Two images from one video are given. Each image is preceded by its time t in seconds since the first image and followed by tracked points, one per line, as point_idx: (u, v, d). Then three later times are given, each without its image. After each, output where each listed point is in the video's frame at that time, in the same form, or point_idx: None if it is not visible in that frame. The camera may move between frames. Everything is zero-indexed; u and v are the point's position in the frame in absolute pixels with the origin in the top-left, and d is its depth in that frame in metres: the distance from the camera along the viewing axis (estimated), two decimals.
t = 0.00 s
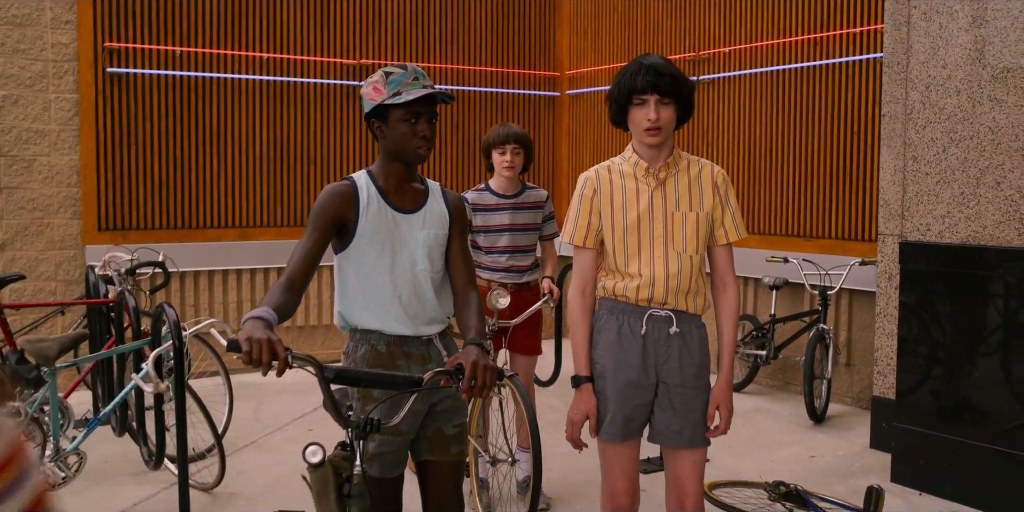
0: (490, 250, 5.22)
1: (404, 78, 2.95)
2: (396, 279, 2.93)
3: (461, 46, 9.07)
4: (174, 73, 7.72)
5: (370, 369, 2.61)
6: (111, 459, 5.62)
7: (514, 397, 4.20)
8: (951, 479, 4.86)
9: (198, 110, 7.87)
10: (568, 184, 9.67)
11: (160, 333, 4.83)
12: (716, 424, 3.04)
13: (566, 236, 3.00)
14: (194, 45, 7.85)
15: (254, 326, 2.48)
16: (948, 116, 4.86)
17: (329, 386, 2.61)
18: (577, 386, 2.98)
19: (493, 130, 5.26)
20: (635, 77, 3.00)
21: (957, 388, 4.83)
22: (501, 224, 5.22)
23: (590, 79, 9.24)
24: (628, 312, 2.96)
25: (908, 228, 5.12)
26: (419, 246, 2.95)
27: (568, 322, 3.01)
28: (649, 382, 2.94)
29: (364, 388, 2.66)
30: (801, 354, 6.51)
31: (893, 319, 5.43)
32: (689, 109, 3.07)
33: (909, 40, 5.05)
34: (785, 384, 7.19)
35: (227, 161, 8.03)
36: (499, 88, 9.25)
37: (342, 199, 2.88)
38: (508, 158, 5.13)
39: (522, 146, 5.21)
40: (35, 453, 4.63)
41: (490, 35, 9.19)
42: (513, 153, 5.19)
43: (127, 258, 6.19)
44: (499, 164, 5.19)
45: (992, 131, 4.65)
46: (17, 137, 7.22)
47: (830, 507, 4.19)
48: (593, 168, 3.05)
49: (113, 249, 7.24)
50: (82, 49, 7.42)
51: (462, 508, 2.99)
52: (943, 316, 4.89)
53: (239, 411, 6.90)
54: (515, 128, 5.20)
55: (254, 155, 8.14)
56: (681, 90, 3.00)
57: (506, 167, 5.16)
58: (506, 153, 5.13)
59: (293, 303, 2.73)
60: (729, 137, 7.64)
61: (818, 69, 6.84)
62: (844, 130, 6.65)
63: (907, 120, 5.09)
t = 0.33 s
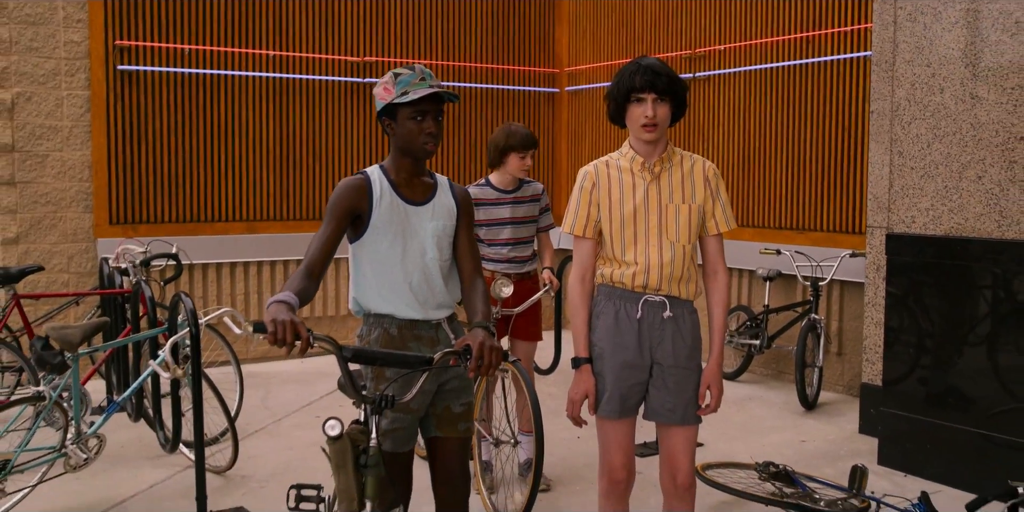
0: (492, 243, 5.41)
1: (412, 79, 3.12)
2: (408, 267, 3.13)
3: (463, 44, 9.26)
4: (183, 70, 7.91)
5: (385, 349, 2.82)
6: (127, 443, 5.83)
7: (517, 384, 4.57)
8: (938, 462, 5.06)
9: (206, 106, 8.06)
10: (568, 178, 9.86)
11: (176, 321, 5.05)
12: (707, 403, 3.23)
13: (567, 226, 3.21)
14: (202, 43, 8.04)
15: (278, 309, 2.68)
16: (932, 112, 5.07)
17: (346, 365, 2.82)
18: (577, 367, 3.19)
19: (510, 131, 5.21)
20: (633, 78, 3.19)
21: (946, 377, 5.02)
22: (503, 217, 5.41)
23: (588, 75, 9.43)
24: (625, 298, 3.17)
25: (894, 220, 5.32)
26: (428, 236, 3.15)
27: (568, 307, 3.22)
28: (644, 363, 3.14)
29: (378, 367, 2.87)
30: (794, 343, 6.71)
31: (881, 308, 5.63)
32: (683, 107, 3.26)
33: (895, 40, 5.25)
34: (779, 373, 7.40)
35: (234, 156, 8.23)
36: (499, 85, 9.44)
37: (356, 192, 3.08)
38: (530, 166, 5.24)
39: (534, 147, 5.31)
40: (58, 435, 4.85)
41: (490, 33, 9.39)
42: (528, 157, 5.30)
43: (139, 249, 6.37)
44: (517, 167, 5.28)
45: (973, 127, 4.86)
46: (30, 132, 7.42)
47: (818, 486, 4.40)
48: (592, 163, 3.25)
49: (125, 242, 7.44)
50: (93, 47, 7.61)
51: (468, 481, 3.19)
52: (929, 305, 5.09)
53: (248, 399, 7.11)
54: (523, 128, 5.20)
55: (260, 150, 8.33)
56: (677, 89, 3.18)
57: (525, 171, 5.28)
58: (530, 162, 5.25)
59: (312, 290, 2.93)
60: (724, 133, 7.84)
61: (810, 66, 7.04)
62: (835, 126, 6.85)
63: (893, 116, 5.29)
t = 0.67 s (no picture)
0: (494, 234, 5.64)
1: (420, 78, 3.32)
2: (419, 254, 3.35)
3: (465, 40, 9.47)
4: (192, 67, 8.12)
5: (399, 328, 3.04)
6: (143, 427, 6.05)
7: (519, 367, 4.84)
8: (925, 446, 5.27)
9: (215, 102, 8.27)
10: (567, 172, 10.07)
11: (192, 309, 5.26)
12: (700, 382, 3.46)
13: (568, 216, 3.43)
14: (212, 40, 8.25)
15: (301, 292, 2.89)
16: (916, 109, 5.29)
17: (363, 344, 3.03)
18: (577, 348, 3.41)
19: (527, 134, 5.37)
20: (630, 77, 3.39)
21: (934, 365, 5.23)
22: (504, 210, 5.63)
23: (588, 71, 9.65)
24: (621, 283, 3.39)
25: (881, 212, 5.55)
26: (438, 225, 3.37)
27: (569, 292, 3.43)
28: (640, 343, 3.36)
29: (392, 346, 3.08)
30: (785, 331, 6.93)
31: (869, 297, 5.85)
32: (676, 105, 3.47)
33: (882, 40, 5.46)
34: (772, 361, 7.63)
35: (242, 150, 8.45)
36: (500, 81, 9.66)
37: (371, 185, 3.30)
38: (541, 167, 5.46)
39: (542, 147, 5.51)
40: (79, 418, 5.09)
41: (492, 30, 9.60)
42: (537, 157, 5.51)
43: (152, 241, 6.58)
44: (527, 167, 5.48)
45: (956, 123, 5.08)
46: (44, 127, 7.63)
47: (806, 465, 4.62)
48: (591, 157, 3.47)
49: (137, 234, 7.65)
50: (105, 44, 7.82)
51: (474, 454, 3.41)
52: (915, 294, 5.30)
53: (257, 386, 7.33)
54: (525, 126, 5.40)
55: (268, 144, 8.55)
56: (671, 87, 3.39)
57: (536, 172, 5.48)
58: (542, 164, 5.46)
59: (330, 275, 3.15)
60: (719, 127, 8.06)
61: (803, 63, 7.25)
62: (826, 121, 7.07)
63: (880, 113, 5.51)
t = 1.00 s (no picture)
0: (496, 227, 5.86)
1: (429, 79, 3.53)
2: (428, 245, 3.57)
3: (467, 39, 9.69)
4: (202, 65, 8.34)
5: (411, 312, 3.26)
6: (158, 413, 6.28)
7: (519, 353, 5.07)
8: (910, 431, 5.49)
9: (223, 99, 8.49)
10: (567, 168, 10.29)
11: (208, 299, 5.48)
12: (691, 365, 3.68)
13: (568, 206, 3.69)
14: (220, 39, 8.46)
15: (320, 279, 3.11)
16: (901, 107, 5.52)
17: (378, 326, 3.26)
18: (574, 330, 3.66)
19: (529, 132, 5.60)
20: (617, 79, 3.59)
21: (922, 355, 5.43)
22: (506, 204, 5.86)
23: (587, 69, 9.86)
24: (616, 270, 3.63)
25: (868, 206, 5.78)
26: (446, 217, 3.60)
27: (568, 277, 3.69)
28: (632, 326, 3.60)
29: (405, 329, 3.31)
30: (777, 322, 7.16)
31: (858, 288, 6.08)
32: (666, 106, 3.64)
33: (869, 40, 5.69)
34: (765, 351, 7.86)
35: (250, 146, 8.67)
36: (501, 79, 9.87)
37: (384, 179, 3.53)
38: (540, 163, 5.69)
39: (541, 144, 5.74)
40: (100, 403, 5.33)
41: (493, 28, 9.81)
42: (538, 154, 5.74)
43: (164, 234, 6.80)
44: (529, 164, 5.71)
45: (938, 120, 5.30)
46: (58, 124, 7.84)
47: (795, 448, 4.84)
48: (592, 151, 3.73)
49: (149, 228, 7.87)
50: (117, 43, 8.03)
51: (479, 431, 3.64)
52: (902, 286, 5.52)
53: (266, 375, 7.56)
54: (525, 124, 5.62)
55: (274, 140, 8.77)
56: (653, 90, 3.54)
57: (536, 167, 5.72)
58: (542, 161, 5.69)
59: (346, 264, 3.38)
60: (714, 124, 8.29)
61: (795, 62, 7.48)
62: (817, 118, 7.29)
63: (866, 111, 5.74)
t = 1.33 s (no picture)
0: (498, 220, 6.09)
1: (439, 79, 3.76)
2: (437, 235, 3.81)
3: (469, 37, 9.92)
4: (212, 62, 8.56)
5: (421, 296, 3.49)
6: (173, 400, 6.52)
7: (521, 339, 5.31)
8: (897, 415, 5.72)
9: (232, 96, 8.71)
10: (567, 163, 10.52)
11: (222, 288, 5.72)
12: (683, 348, 3.91)
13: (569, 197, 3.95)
14: (229, 37, 8.68)
15: (338, 266, 3.34)
16: (888, 104, 5.75)
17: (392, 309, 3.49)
18: (574, 313, 3.92)
19: (530, 128, 5.83)
20: (615, 80, 3.81)
21: (912, 343, 5.63)
22: (507, 198, 6.09)
23: (586, 66, 10.09)
24: (611, 258, 3.87)
25: (857, 199, 6.02)
26: (454, 209, 3.83)
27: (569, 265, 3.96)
28: (627, 311, 3.84)
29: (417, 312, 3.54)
30: (771, 311, 7.39)
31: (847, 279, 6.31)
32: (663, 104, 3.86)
33: (857, 40, 5.92)
34: (760, 341, 8.10)
35: (258, 142, 8.90)
36: (502, 75, 10.10)
37: (396, 173, 3.76)
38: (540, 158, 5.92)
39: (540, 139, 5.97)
40: (120, 388, 5.55)
41: (495, 26, 10.03)
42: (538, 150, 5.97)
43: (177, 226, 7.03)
44: (529, 159, 5.94)
45: (923, 117, 5.54)
46: (73, 120, 8.06)
47: (785, 429, 5.08)
48: (591, 147, 3.97)
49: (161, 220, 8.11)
50: (130, 41, 8.25)
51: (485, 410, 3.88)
52: (889, 277, 5.74)
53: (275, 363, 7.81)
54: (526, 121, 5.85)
55: (281, 136, 8.99)
56: (648, 90, 3.76)
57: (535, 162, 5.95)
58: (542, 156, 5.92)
59: (361, 253, 3.61)
60: (710, 120, 8.52)
61: (788, 60, 7.70)
62: (810, 114, 7.53)
63: (855, 108, 5.97)
